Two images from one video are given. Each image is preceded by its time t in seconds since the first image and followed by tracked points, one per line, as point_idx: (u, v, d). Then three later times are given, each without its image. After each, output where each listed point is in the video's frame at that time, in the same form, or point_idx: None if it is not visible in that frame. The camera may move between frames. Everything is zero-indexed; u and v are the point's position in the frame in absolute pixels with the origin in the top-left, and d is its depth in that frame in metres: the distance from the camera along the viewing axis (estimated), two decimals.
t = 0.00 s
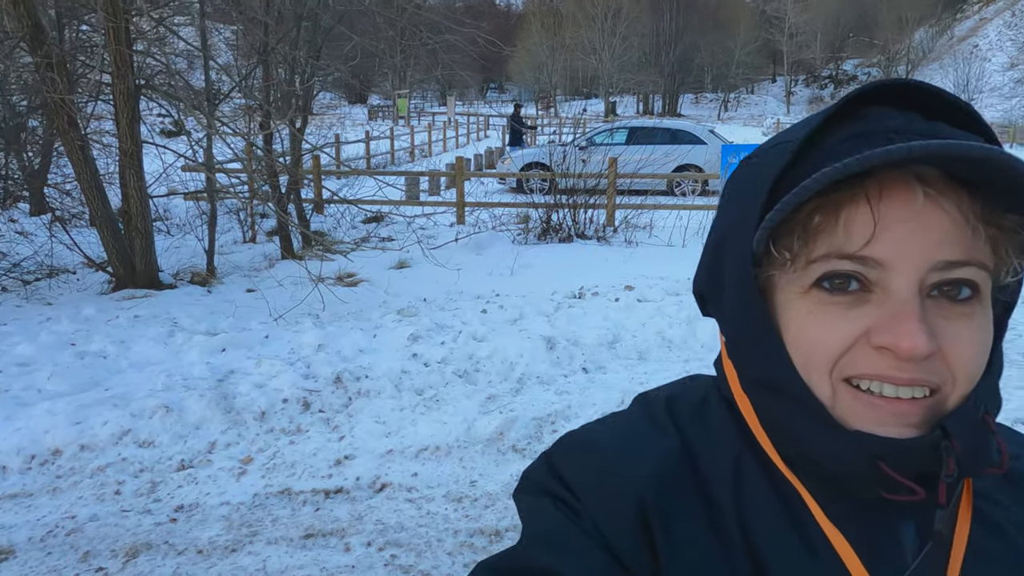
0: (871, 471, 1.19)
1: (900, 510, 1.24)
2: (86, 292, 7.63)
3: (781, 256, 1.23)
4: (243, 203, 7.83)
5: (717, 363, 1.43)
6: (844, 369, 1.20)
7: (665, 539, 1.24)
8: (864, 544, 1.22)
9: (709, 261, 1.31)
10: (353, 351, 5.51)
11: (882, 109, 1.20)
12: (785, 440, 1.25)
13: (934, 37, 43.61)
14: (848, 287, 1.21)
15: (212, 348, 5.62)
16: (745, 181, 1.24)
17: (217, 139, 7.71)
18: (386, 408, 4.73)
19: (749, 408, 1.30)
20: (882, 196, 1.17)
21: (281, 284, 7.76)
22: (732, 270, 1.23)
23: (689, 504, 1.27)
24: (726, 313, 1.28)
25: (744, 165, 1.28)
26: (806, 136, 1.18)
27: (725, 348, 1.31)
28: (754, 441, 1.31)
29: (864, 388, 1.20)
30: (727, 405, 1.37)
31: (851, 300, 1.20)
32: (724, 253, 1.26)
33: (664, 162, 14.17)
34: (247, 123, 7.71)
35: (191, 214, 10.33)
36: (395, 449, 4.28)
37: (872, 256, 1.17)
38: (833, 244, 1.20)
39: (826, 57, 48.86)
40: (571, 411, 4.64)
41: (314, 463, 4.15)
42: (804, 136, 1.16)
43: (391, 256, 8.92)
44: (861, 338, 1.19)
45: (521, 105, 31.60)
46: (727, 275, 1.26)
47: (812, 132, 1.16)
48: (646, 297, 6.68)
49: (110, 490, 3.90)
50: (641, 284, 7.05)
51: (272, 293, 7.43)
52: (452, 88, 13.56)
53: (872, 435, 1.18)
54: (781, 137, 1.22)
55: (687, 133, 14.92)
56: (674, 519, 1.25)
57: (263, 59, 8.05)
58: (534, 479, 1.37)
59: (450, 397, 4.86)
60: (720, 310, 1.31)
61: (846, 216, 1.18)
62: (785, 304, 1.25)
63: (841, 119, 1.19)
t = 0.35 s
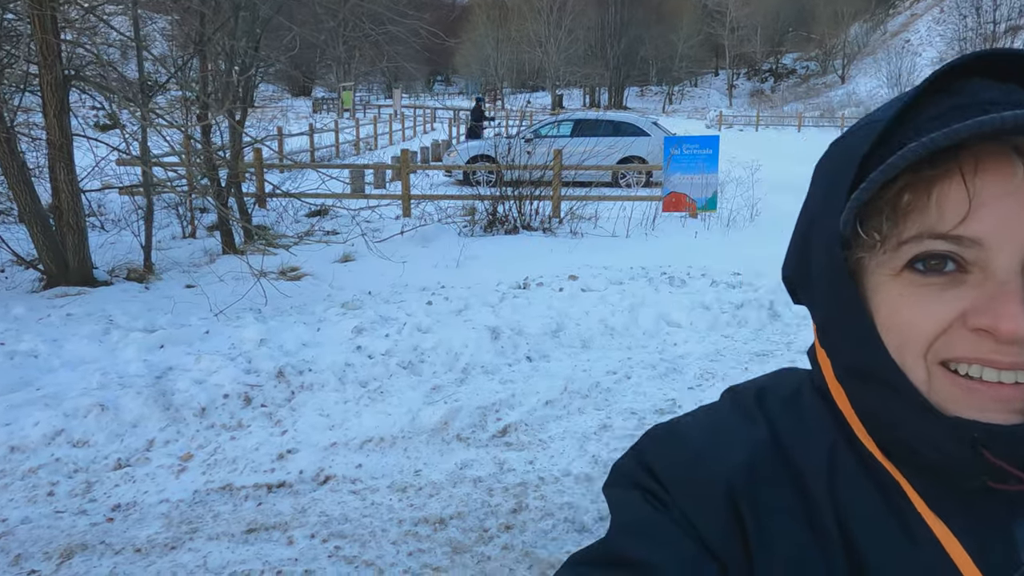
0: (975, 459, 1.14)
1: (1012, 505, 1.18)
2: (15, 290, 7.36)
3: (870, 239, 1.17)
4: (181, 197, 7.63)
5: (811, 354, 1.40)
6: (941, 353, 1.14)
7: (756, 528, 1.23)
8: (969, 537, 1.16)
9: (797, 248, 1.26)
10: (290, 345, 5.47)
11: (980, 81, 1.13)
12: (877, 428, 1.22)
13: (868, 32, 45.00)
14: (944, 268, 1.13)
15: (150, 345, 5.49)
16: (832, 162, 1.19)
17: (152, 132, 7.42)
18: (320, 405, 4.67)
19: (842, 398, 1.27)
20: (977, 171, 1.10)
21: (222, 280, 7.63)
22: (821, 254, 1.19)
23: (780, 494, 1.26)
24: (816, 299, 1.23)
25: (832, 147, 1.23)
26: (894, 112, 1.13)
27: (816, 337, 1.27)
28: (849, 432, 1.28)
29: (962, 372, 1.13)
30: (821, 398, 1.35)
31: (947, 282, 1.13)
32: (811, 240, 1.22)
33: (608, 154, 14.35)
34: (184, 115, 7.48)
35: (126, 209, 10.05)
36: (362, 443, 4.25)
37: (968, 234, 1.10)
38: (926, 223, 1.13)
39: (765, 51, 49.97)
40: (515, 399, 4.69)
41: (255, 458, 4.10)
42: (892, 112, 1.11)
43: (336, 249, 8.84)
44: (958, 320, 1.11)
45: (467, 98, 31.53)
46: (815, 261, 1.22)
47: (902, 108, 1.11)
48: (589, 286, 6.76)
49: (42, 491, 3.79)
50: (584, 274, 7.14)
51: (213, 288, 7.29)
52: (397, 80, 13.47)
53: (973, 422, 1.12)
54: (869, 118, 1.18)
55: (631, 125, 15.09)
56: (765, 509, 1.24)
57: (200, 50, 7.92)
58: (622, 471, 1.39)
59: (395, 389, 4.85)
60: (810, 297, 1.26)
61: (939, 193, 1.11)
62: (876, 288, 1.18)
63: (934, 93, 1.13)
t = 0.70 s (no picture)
0: (938, 439, 1.13)
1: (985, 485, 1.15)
2: None
3: (842, 222, 1.18)
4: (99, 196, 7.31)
5: (792, 339, 1.39)
6: (908, 334, 1.14)
7: (729, 506, 1.18)
8: (939, 517, 1.14)
9: (776, 234, 1.30)
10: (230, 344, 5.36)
11: (956, 66, 1.12)
12: (851, 407, 1.20)
13: (791, 29, 46.47)
14: (913, 252, 1.14)
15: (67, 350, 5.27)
16: (810, 150, 1.22)
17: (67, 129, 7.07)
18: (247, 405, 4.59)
19: (819, 378, 1.27)
20: (944, 155, 1.10)
21: (144, 281, 7.37)
22: (797, 239, 1.22)
23: (756, 472, 1.22)
24: (793, 284, 1.25)
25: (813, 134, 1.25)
26: (867, 98, 1.14)
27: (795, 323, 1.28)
28: (826, 412, 1.25)
29: (928, 353, 1.14)
30: (800, 380, 1.32)
31: (914, 266, 1.13)
32: (788, 226, 1.26)
33: (541, 148, 14.44)
34: (101, 111, 7.13)
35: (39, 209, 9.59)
36: (352, 442, 4.21)
37: (935, 218, 1.11)
38: (893, 208, 1.14)
39: (694, 46, 51.04)
40: (449, 394, 4.69)
41: (181, 463, 4.00)
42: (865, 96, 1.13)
43: (265, 247, 8.65)
44: (924, 303, 1.12)
45: (400, 92, 31.18)
46: (792, 246, 1.24)
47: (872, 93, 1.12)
48: (523, 280, 6.80)
49: None
50: (518, 268, 7.18)
51: (135, 290, 7.04)
52: (327, 74, 13.21)
53: (938, 401, 1.12)
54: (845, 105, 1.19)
55: (563, 119, 15.20)
56: (739, 486, 1.20)
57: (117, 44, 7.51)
58: (598, 448, 1.34)
59: (326, 388, 4.79)
60: (787, 281, 1.28)
61: (906, 178, 1.13)
62: (847, 272, 1.20)
63: (909, 79, 1.13)
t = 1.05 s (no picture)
0: (870, 445, 1.14)
1: (921, 488, 1.17)
2: None
3: (770, 235, 1.20)
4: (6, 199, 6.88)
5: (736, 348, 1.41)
6: (839, 342, 1.16)
7: (675, 515, 1.20)
8: (877, 521, 1.15)
9: (714, 247, 1.32)
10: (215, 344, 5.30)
11: (869, 77, 1.13)
12: (789, 415, 1.21)
13: (711, 26, 47.72)
14: (840, 262, 1.16)
15: None
16: (737, 165, 1.24)
17: None
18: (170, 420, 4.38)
19: (759, 387, 1.28)
20: (860, 167, 1.13)
21: (59, 287, 7.00)
22: (732, 254, 1.25)
23: (700, 480, 1.23)
24: (730, 296, 1.27)
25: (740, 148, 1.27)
26: (788, 111, 1.15)
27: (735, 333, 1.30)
28: (767, 419, 1.27)
29: (858, 361, 1.16)
30: (743, 389, 1.34)
31: (840, 276, 1.16)
32: (723, 239, 1.28)
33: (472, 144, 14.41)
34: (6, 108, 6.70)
35: None
36: (352, 442, 4.18)
37: (856, 229, 1.13)
38: (817, 220, 1.17)
39: (618, 42, 51.79)
40: (387, 396, 4.63)
41: (107, 479, 3.81)
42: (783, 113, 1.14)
43: (189, 250, 8.34)
44: (851, 312, 1.14)
45: (325, 87, 30.52)
46: (728, 259, 1.27)
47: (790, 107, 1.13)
48: (457, 278, 6.77)
49: None
50: (452, 266, 7.14)
51: (49, 298, 6.68)
52: (249, 69, 12.82)
53: (871, 409, 1.13)
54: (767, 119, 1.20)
55: (493, 115, 15.19)
56: (683, 495, 1.21)
57: (21, 37, 7.04)
58: (549, 462, 1.35)
59: (260, 394, 4.66)
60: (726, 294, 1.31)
61: (827, 191, 1.15)
62: (780, 284, 1.21)
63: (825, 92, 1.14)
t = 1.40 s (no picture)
0: (923, 452, 1.15)
1: (972, 493, 1.19)
2: None
3: (814, 243, 1.21)
4: None
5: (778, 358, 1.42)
6: (890, 350, 1.17)
7: (726, 521, 1.22)
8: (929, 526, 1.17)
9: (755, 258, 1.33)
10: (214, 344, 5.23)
11: (908, 87, 1.15)
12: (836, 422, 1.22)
13: (638, 24, 48.47)
14: (886, 269, 1.17)
15: None
16: (777, 176, 1.25)
17: None
18: (146, 425, 4.27)
19: (804, 396, 1.30)
20: (904, 173, 1.14)
21: None
22: (774, 265, 1.26)
23: (749, 485, 1.25)
24: (773, 307, 1.28)
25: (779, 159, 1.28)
26: (828, 121, 1.16)
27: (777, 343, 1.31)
28: (813, 427, 1.28)
29: (909, 368, 1.16)
30: (787, 398, 1.36)
31: (887, 282, 1.17)
32: (763, 250, 1.29)
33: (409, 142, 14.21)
34: None
35: None
36: (353, 442, 4.14)
37: (902, 235, 1.14)
38: (862, 227, 1.17)
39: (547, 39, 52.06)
40: (341, 401, 4.52)
41: (45, 499, 3.60)
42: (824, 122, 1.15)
43: (118, 254, 7.95)
44: (900, 318, 1.15)
45: (251, 84, 29.60)
46: (770, 270, 1.27)
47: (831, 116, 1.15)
48: (404, 278, 6.66)
49: None
50: (399, 266, 7.02)
51: None
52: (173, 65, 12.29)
53: (922, 416, 1.14)
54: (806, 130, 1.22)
55: (429, 113, 15.01)
56: (733, 502, 1.23)
57: None
58: (595, 474, 1.39)
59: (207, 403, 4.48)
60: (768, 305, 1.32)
61: (871, 198, 1.16)
62: (825, 293, 1.22)
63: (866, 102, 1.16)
